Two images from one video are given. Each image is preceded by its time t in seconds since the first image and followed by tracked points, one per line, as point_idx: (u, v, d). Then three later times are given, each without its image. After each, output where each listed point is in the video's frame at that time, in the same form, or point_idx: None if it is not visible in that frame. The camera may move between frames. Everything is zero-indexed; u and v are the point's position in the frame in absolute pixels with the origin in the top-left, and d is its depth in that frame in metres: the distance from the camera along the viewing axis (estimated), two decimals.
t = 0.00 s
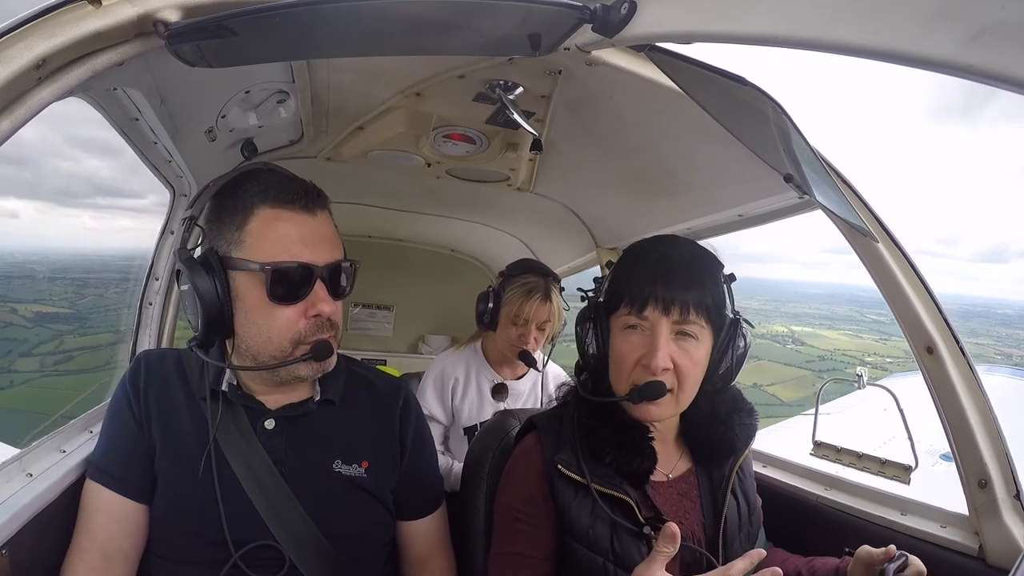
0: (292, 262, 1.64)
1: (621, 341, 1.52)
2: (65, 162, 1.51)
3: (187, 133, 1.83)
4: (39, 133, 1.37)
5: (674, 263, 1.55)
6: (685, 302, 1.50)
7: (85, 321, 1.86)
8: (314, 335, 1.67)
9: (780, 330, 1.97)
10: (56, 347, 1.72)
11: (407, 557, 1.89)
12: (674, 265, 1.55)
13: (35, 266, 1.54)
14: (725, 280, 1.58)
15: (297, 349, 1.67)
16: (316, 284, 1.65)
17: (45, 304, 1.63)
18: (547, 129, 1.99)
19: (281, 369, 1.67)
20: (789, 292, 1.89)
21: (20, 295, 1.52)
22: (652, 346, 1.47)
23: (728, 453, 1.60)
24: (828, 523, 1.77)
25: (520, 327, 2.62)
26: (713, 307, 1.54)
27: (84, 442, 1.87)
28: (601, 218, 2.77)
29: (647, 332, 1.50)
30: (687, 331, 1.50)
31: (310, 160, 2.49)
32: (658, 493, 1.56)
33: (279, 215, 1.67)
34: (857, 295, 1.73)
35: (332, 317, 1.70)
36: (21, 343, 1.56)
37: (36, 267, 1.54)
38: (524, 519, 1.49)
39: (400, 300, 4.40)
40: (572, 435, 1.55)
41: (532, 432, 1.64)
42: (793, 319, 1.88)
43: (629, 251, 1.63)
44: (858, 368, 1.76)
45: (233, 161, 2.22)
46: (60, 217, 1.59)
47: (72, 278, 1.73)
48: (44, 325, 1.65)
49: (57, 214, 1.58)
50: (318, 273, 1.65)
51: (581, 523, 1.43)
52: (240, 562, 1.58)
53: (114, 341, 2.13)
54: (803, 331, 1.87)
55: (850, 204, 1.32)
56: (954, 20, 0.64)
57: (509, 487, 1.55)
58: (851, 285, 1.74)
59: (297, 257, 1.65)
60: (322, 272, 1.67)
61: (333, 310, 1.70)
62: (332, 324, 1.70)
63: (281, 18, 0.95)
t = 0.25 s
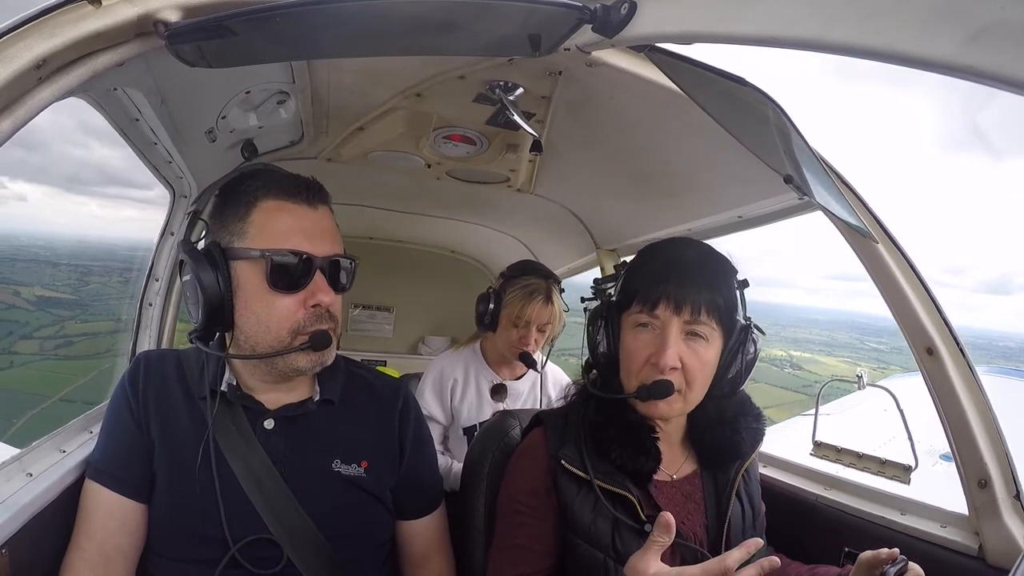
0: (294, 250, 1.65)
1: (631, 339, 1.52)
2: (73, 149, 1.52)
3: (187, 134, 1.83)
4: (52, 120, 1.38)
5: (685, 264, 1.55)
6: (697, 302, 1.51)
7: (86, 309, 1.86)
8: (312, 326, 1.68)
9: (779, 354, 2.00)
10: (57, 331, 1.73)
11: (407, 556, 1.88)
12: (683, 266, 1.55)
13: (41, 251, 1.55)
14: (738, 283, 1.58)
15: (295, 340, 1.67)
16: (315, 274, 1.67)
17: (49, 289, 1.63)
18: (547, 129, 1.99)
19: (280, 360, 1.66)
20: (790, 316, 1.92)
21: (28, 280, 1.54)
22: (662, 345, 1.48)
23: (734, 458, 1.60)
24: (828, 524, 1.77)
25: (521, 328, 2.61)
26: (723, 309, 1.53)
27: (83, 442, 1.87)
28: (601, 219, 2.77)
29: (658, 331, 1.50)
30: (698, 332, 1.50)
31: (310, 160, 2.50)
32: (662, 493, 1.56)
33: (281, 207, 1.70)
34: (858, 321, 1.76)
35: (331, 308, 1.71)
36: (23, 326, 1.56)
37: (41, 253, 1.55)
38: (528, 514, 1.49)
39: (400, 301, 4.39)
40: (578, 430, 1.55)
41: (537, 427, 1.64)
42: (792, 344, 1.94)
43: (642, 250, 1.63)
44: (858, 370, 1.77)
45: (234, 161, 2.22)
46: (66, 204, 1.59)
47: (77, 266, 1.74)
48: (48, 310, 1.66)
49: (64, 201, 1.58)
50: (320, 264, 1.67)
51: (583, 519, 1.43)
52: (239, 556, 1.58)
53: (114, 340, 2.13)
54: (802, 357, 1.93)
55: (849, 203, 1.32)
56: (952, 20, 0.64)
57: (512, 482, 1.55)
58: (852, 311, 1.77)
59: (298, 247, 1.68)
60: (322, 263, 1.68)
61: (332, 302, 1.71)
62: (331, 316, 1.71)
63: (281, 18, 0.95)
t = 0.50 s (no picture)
0: (293, 239, 1.66)
1: (633, 334, 1.53)
2: (80, 142, 1.52)
3: (187, 135, 1.83)
4: (61, 112, 1.38)
5: (687, 262, 1.55)
6: (699, 298, 1.51)
7: (90, 298, 1.87)
8: (312, 316, 1.68)
9: (778, 365, 2.04)
10: (59, 321, 1.73)
11: (408, 556, 1.89)
12: (684, 265, 1.54)
13: (47, 241, 1.55)
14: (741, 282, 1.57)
15: (294, 330, 1.67)
16: (314, 264, 1.67)
17: (52, 279, 1.64)
18: (547, 130, 1.99)
19: (279, 350, 1.66)
20: (789, 328, 1.96)
21: (36, 270, 1.56)
22: (663, 339, 1.48)
23: (735, 455, 1.60)
24: (827, 522, 1.77)
25: (518, 324, 2.62)
26: (726, 307, 1.54)
27: (83, 441, 1.88)
28: (602, 219, 2.77)
29: (659, 326, 1.51)
30: (699, 327, 1.50)
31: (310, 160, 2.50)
32: (661, 490, 1.56)
33: (281, 199, 1.71)
34: (858, 336, 1.77)
35: (330, 299, 1.71)
36: (28, 313, 1.57)
37: (48, 243, 1.56)
38: (529, 508, 1.49)
39: (400, 300, 4.40)
40: (580, 425, 1.55)
41: (539, 422, 1.64)
42: (790, 355, 1.98)
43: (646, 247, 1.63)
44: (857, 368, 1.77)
45: (233, 161, 2.22)
46: (72, 198, 1.59)
47: (84, 257, 1.74)
48: (52, 299, 1.67)
49: (69, 194, 1.58)
50: (319, 254, 1.67)
51: (584, 513, 1.43)
52: (236, 551, 1.59)
53: (114, 339, 2.14)
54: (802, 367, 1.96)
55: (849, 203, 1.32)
56: (952, 22, 0.64)
57: (513, 477, 1.55)
58: (852, 326, 1.79)
59: (298, 237, 1.69)
60: (321, 255, 1.68)
61: (332, 293, 1.71)
62: (330, 308, 1.71)
63: (280, 20, 0.95)
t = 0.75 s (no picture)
0: (289, 233, 1.66)
1: (631, 334, 1.52)
2: (81, 139, 1.52)
3: (187, 133, 1.83)
4: (63, 110, 1.38)
5: (686, 262, 1.55)
6: (698, 298, 1.51)
7: (92, 295, 1.88)
8: (309, 312, 1.67)
9: (777, 365, 2.03)
10: (62, 319, 1.73)
11: (408, 556, 1.89)
12: (683, 264, 1.54)
13: (50, 238, 1.55)
14: (740, 282, 1.57)
15: (290, 326, 1.66)
16: (312, 260, 1.67)
17: (55, 278, 1.63)
18: (547, 129, 1.99)
19: (274, 346, 1.66)
20: (788, 329, 1.94)
21: (36, 267, 1.54)
22: (662, 338, 1.48)
23: (732, 454, 1.60)
24: (827, 522, 1.77)
25: (516, 322, 2.62)
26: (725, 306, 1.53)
27: (83, 441, 1.88)
28: (602, 218, 2.77)
29: (658, 325, 1.50)
30: (698, 327, 1.50)
31: (310, 160, 2.50)
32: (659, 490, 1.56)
33: (279, 195, 1.72)
34: (858, 337, 1.76)
35: (327, 295, 1.70)
36: (31, 310, 1.57)
37: (50, 241, 1.56)
38: (530, 509, 1.49)
39: (400, 299, 4.40)
40: (580, 426, 1.55)
41: (538, 422, 1.64)
42: (790, 355, 1.96)
43: (645, 247, 1.63)
44: (857, 368, 1.77)
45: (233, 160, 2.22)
46: (74, 194, 1.60)
47: (87, 253, 1.75)
48: (55, 298, 1.67)
49: (71, 191, 1.59)
50: (315, 249, 1.67)
51: (584, 513, 1.43)
52: (236, 550, 1.59)
53: (114, 338, 2.14)
54: (800, 368, 1.96)
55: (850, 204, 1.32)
56: (953, 22, 0.64)
57: (513, 477, 1.55)
58: (853, 327, 1.78)
59: (295, 232, 1.69)
60: (319, 250, 1.68)
61: (330, 289, 1.71)
62: (327, 304, 1.70)
63: (280, 19, 0.95)
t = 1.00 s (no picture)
0: (290, 236, 1.66)
1: (634, 336, 1.53)
2: (78, 143, 1.52)
3: (188, 135, 1.83)
4: (61, 113, 1.38)
5: (687, 264, 1.55)
6: (701, 299, 1.51)
7: (91, 300, 1.88)
8: (309, 315, 1.67)
9: (775, 363, 2.06)
10: (60, 323, 1.73)
11: (408, 557, 1.88)
12: (684, 266, 1.55)
13: (48, 242, 1.55)
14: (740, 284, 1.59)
15: (291, 329, 1.66)
16: (313, 264, 1.67)
17: (53, 282, 1.63)
18: (547, 131, 1.99)
19: (275, 349, 1.66)
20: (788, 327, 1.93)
21: (35, 272, 1.55)
22: (665, 340, 1.48)
23: (732, 455, 1.60)
24: (828, 523, 1.77)
25: (515, 325, 2.62)
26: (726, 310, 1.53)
27: (83, 442, 1.87)
28: (602, 220, 2.77)
29: (661, 327, 1.51)
30: (701, 329, 1.51)
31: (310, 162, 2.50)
32: (659, 492, 1.55)
33: (281, 198, 1.72)
34: (857, 335, 1.77)
35: (327, 298, 1.70)
36: (30, 315, 1.57)
37: (48, 245, 1.56)
38: (530, 511, 1.49)
39: (399, 302, 4.40)
40: (580, 428, 1.55)
41: (538, 424, 1.64)
42: (788, 353, 1.99)
43: (645, 249, 1.63)
44: (857, 368, 1.78)
45: (234, 162, 2.22)
46: (71, 199, 1.59)
47: (83, 258, 1.74)
48: (53, 302, 1.67)
49: (68, 195, 1.58)
50: (316, 252, 1.67)
51: (585, 516, 1.43)
52: (236, 550, 1.58)
53: (113, 340, 2.13)
54: (798, 366, 1.98)
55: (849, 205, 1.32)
56: (951, 21, 0.64)
57: (514, 479, 1.54)
58: (852, 325, 1.78)
59: (295, 235, 1.69)
60: (320, 253, 1.68)
61: (331, 292, 1.71)
62: (328, 307, 1.70)
63: (280, 19, 0.95)
